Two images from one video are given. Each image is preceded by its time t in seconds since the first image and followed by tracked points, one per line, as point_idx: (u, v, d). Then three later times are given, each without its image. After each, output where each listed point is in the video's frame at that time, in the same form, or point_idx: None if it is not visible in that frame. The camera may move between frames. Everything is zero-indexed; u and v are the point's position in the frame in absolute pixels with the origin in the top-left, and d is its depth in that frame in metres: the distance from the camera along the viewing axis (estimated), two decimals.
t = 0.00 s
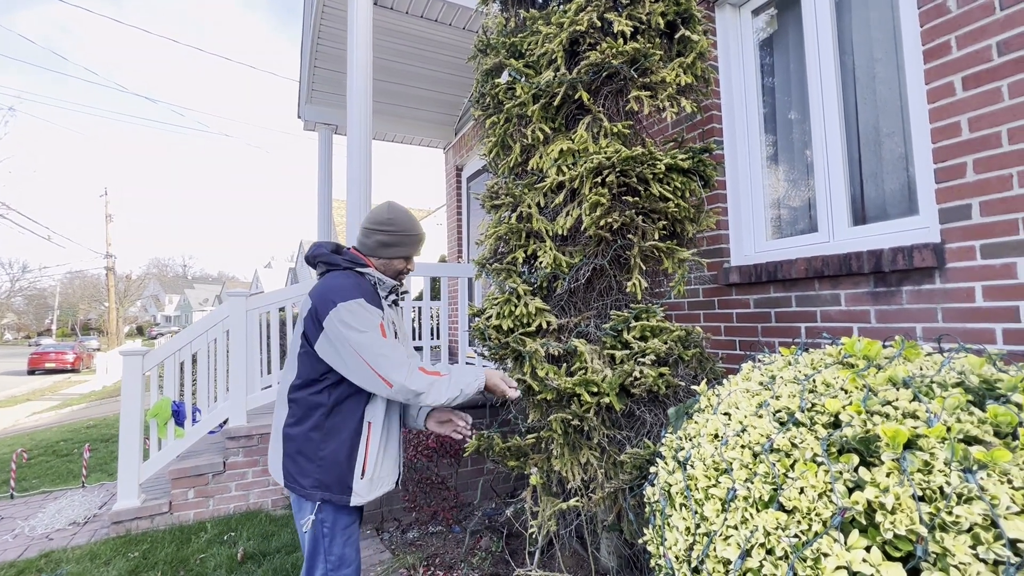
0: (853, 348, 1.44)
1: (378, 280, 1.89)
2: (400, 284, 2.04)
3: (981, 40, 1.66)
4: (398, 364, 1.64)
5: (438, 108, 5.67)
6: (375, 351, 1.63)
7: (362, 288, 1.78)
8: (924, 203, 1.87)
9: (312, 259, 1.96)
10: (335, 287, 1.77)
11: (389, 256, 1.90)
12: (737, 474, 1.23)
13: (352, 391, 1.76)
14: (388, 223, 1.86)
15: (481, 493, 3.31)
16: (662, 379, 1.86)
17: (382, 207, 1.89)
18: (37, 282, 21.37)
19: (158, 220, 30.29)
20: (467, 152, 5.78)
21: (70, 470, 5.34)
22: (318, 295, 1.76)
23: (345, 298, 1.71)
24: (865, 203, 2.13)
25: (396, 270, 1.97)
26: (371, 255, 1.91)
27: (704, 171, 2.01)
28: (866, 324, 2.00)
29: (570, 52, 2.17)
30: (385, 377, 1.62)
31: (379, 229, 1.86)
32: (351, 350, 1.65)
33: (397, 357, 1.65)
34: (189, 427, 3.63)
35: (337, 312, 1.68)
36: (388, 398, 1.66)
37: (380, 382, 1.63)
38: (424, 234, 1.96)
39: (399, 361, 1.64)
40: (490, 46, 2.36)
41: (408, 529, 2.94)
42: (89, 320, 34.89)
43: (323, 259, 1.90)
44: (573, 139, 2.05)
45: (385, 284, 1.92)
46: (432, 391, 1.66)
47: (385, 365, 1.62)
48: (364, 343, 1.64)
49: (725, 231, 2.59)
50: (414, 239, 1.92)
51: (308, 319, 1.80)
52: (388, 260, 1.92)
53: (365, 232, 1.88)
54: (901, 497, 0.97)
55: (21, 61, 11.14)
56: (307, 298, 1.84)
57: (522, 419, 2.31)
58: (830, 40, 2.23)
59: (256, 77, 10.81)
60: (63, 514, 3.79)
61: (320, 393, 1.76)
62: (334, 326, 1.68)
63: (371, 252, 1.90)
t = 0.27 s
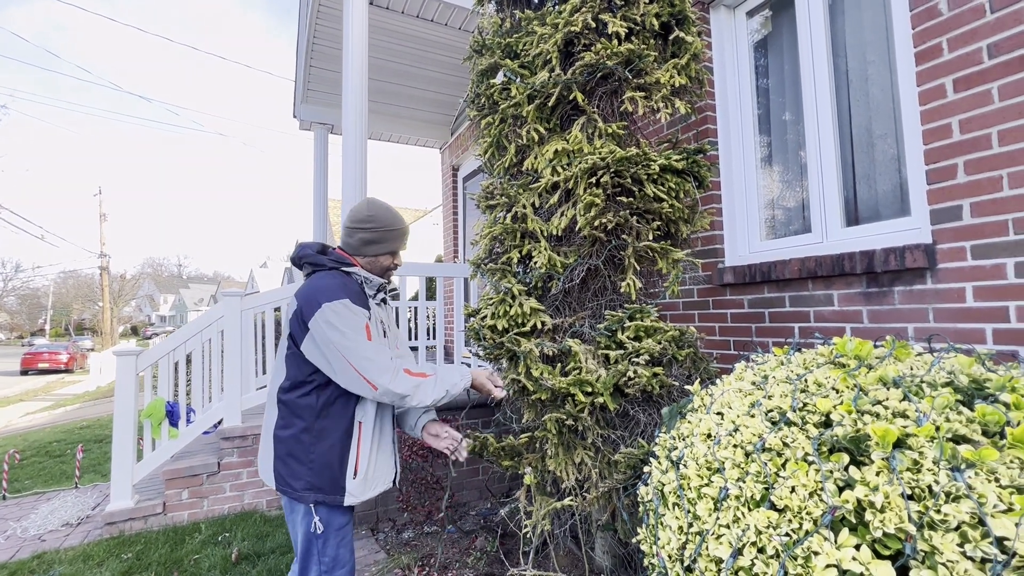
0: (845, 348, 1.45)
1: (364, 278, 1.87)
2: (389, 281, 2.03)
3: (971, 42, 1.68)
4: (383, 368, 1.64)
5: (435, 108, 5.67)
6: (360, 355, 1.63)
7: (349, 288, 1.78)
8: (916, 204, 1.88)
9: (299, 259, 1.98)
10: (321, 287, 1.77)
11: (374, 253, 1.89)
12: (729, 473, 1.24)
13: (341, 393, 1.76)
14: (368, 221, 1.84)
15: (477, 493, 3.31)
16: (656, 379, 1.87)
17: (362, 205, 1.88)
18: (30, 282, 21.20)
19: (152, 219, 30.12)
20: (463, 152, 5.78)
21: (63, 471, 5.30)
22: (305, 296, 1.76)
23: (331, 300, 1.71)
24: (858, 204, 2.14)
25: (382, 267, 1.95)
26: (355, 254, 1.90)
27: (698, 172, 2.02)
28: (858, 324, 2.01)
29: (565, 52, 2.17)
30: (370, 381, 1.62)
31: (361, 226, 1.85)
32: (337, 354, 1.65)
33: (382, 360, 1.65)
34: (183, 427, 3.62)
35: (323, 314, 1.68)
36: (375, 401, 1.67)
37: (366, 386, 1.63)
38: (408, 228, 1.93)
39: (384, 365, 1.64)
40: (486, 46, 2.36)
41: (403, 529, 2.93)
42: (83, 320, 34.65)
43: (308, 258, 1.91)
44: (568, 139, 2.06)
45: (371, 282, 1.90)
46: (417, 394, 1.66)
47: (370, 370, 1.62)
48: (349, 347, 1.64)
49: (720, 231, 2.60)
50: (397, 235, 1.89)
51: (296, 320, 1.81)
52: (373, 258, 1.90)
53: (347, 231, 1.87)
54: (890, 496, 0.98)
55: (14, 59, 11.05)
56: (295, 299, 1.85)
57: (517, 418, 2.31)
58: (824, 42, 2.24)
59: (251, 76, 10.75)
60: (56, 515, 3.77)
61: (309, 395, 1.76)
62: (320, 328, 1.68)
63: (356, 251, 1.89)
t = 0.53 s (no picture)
0: (839, 348, 1.46)
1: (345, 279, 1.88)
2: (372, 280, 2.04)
3: (964, 45, 1.69)
4: (378, 360, 1.64)
5: (431, 107, 5.67)
6: (353, 347, 1.64)
7: (332, 289, 1.79)
8: (910, 205, 1.89)
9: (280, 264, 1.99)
10: (304, 289, 1.77)
11: (352, 254, 1.90)
12: (724, 472, 1.24)
13: (328, 393, 1.76)
14: (342, 222, 1.85)
15: (473, 493, 3.31)
16: (652, 379, 1.88)
17: (333, 208, 1.88)
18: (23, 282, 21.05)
19: (148, 219, 29.98)
20: (459, 152, 5.78)
21: (57, 472, 5.27)
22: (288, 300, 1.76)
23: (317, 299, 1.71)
24: (853, 205, 2.16)
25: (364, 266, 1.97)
26: (335, 257, 1.91)
27: (694, 173, 2.03)
28: (852, 324, 2.02)
29: (562, 53, 2.17)
30: (364, 371, 1.62)
31: (337, 229, 1.85)
32: (327, 350, 1.64)
33: (376, 352, 1.65)
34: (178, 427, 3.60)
35: (308, 314, 1.68)
36: (371, 395, 1.66)
37: (361, 378, 1.63)
38: (382, 223, 1.94)
39: (379, 356, 1.65)
40: (483, 47, 2.37)
41: (400, 529, 2.93)
42: (77, 320, 34.44)
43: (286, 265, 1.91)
44: (565, 140, 2.06)
45: (354, 282, 1.91)
46: (414, 383, 1.66)
47: (365, 362, 1.63)
48: (341, 342, 1.64)
49: (715, 232, 2.61)
50: (372, 232, 1.90)
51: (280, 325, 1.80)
52: (351, 259, 1.91)
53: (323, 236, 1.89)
54: (883, 495, 0.99)
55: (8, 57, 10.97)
56: (278, 304, 1.84)
57: (513, 419, 2.32)
58: (819, 44, 2.25)
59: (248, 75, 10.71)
60: (50, 516, 3.74)
61: (296, 395, 1.76)
62: (306, 329, 1.67)
63: (333, 254, 1.90)
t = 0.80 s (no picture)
0: (836, 347, 1.46)
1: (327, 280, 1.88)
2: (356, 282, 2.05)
3: (960, 47, 1.70)
4: (327, 375, 1.58)
5: (429, 108, 5.67)
6: (304, 360, 1.60)
7: (310, 292, 1.78)
8: (905, 206, 1.91)
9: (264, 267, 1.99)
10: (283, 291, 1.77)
11: (339, 256, 1.91)
12: (722, 471, 1.25)
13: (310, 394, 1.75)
14: (331, 225, 1.86)
15: (471, 493, 3.31)
16: (649, 379, 1.88)
17: (322, 210, 1.89)
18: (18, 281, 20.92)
19: (144, 218, 29.85)
20: (457, 152, 5.78)
21: (52, 473, 5.24)
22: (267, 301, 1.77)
23: (287, 304, 1.70)
24: (849, 206, 2.17)
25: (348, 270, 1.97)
26: (319, 258, 1.91)
27: (691, 173, 2.03)
28: (849, 324, 2.03)
29: (560, 54, 2.18)
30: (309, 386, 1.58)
31: (324, 231, 1.86)
32: (288, 355, 1.64)
33: (326, 367, 1.59)
34: (175, 427, 3.58)
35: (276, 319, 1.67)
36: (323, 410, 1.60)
37: (309, 392, 1.59)
38: (372, 229, 1.95)
39: (328, 372, 1.58)
40: (481, 47, 2.37)
41: (397, 530, 2.93)
42: (73, 320, 34.24)
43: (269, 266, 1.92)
44: (563, 140, 2.07)
45: (337, 283, 1.91)
46: (360, 404, 1.56)
47: (314, 377, 1.58)
48: (298, 352, 1.62)
49: (713, 232, 2.62)
50: (361, 237, 1.92)
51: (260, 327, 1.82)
52: (338, 261, 1.92)
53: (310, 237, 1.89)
54: (880, 493, 0.99)
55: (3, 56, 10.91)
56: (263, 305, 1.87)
57: (511, 418, 2.32)
58: (816, 45, 2.27)
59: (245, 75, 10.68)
60: (45, 517, 3.73)
61: (277, 399, 1.75)
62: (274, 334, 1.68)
63: (320, 255, 1.90)
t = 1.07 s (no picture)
0: (834, 348, 1.47)
1: (317, 280, 1.88)
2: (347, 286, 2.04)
3: (956, 49, 1.72)
4: (230, 398, 1.53)
5: (427, 108, 5.67)
6: (224, 364, 1.55)
7: (273, 292, 1.71)
8: (902, 207, 1.92)
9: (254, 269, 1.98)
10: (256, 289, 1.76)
11: (334, 258, 1.90)
12: (721, 472, 1.25)
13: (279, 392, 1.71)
14: (330, 226, 1.88)
15: (470, 494, 3.32)
16: (648, 380, 1.89)
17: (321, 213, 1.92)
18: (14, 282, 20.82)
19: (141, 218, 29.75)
20: (456, 153, 5.78)
21: (49, 474, 5.22)
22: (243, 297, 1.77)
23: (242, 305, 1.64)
24: (846, 207, 2.18)
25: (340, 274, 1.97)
26: (314, 258, 1.90)
27: (690, 174, 2.04)
28: (846, 325, 2.04)
29: (559, 55, 2.18)
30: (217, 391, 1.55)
31: (322, 232, 1.87)
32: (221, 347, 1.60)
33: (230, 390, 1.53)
34: (173, 428, 3.58)
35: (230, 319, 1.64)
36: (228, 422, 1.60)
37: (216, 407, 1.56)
38: (368, 236, 2.00)
39: (232, 395, 1.53)
40: (480, 48, 2.37)
41: (396, 530, 2.93)
42: (69, 321, 34.09)
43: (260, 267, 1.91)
44: (562, 141, 2.07)
45: (323, 283, 1.89)
46: (247, 432, 1.52)
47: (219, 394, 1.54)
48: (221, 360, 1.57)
49: (711, 233, 2.63)
50: (357, 242, 1.94)
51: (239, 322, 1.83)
52: (332, 262, 1.91)
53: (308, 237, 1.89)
54: (878, 493, 1.00)
55: None
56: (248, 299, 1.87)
57: (510, 419, 2.33)
58: (813, 47, 2.28)
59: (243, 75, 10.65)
60: (43, 519, 3.71)
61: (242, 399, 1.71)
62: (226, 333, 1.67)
63: (316, 255, 1.89)
